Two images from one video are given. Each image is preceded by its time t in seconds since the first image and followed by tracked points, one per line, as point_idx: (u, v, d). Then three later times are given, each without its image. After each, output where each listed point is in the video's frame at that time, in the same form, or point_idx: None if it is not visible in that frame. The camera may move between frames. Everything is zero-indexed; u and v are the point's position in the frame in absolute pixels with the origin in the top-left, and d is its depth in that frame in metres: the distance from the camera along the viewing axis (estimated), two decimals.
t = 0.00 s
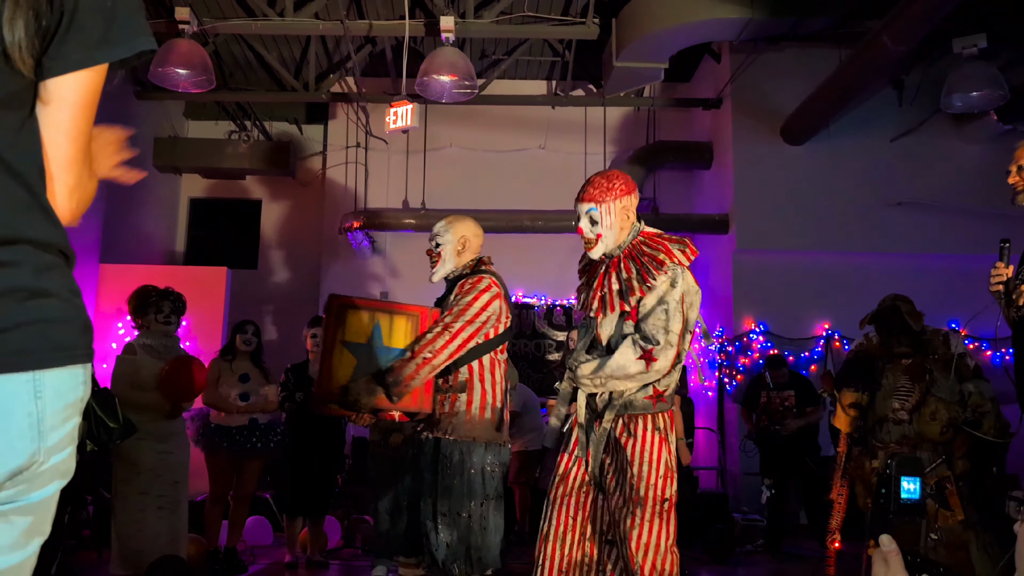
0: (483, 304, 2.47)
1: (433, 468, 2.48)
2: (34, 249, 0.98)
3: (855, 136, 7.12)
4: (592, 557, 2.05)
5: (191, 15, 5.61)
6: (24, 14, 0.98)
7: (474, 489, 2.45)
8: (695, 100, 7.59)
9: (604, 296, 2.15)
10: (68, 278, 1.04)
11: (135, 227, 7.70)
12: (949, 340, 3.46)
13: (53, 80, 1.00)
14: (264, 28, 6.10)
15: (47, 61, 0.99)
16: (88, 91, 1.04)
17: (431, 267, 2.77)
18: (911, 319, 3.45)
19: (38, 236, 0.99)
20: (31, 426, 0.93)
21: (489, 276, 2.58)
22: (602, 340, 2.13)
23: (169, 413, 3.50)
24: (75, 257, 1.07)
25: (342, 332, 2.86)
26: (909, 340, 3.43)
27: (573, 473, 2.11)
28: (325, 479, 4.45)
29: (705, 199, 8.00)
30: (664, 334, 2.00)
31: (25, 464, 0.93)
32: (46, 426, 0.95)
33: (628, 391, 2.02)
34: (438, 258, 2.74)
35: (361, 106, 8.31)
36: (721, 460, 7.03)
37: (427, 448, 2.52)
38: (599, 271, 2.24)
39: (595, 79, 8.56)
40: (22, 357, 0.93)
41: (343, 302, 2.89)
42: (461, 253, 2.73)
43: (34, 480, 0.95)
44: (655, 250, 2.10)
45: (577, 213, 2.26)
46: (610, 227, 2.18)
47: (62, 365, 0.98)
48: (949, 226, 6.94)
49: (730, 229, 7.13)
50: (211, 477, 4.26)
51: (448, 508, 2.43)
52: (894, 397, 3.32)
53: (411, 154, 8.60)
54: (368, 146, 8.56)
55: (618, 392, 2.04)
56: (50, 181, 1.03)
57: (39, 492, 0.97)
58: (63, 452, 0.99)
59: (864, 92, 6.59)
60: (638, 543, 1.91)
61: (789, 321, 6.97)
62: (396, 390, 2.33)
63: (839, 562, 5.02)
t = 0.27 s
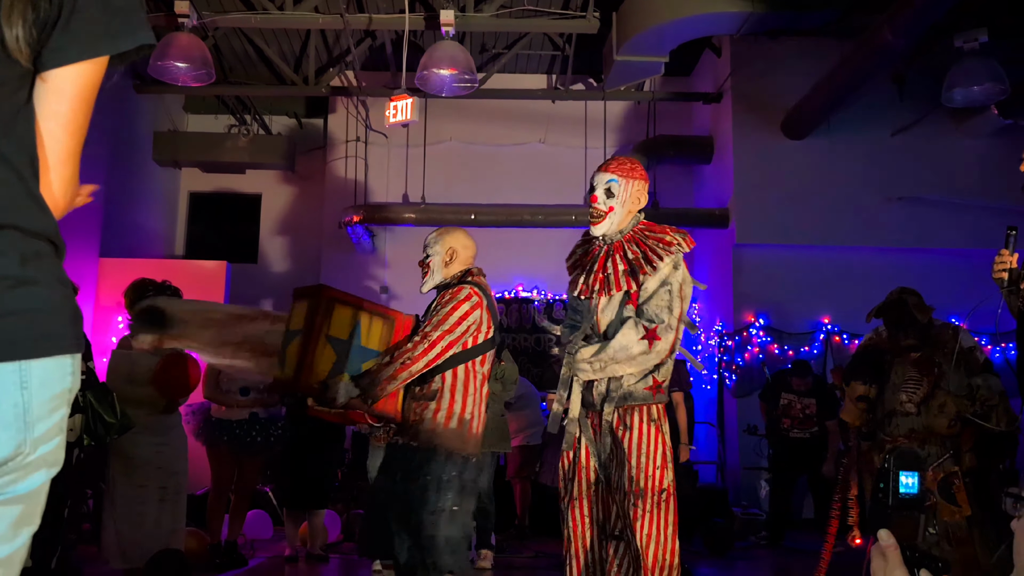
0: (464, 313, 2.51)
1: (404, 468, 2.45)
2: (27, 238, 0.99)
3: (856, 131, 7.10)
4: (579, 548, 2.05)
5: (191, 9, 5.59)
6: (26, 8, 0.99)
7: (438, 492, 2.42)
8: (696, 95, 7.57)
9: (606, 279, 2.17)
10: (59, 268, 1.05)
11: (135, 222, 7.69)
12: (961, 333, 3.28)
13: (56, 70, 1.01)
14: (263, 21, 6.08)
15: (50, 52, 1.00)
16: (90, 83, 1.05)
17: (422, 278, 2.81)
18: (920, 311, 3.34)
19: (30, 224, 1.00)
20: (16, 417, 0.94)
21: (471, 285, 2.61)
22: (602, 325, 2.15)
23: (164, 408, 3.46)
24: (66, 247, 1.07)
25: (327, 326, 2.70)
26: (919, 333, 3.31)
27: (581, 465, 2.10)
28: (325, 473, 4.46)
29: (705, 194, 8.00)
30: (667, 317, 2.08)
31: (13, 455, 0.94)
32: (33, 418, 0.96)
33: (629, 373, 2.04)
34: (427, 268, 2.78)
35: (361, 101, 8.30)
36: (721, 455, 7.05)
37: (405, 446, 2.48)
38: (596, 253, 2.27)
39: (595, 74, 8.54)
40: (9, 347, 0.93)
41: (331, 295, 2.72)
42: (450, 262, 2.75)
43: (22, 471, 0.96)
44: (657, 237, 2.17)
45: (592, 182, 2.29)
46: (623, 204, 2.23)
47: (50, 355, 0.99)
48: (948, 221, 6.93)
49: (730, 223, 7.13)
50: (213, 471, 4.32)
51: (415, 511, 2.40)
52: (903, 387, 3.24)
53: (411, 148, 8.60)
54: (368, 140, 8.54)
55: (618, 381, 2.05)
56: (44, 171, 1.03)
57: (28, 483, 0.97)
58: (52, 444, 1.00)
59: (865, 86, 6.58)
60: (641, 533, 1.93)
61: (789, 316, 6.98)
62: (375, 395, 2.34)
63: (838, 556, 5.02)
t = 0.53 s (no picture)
0: (455, 305, 2.49)
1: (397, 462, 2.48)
2: (22, 227, 0.98)
3: (857, 124, 7.09)
4: (570, 540, 2.06)
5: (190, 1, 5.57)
6: None
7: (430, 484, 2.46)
8: (697, 88, 7.55)
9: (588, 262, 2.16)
10: (54, 259, 1.04)
11: (135, 215, 7.68)
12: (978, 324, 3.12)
13: (56, 62, 1.01)
14: (263, 14, 6.06)
15: (49, 44, 1.00)
16: (89, 76, 1.05)
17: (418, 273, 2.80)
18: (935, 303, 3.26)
19: (25, 213, 0.99)
20: (10, 407, 0.94)
21: (463, 277, 2.58)
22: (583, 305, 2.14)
23: (165, 400, 3.49)
24: (61, 238, 1.07)
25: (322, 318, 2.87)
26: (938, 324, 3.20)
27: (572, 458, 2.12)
28: (325, 465, 4.46)
29: (705, 187, 8.00)
30: (629, 293, 2.00)
31: (6, 446, 0.94)
32: (26, 409, 0.96)
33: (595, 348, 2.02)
34: (421, 264, 2.77)
35: (361, 94, 8.29)
36: (721, 449, 7.06)
37: (399, 439, 2.49)
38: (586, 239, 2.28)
39: (596, 67, 8.52)
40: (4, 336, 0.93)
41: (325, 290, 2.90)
42: (445, 256, 2.74)
43: (16, 462, 0.95)
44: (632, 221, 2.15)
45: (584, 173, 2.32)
46: (613, 190, 2.25)
47: (43, 345, 0.98)
48: (949, 215, 6.92)
49: (730, 217, 7.12)
50: (214, 464, 4.30)
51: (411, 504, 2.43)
52: (916, 374, 3.12)
53: (411, 142, 8.59)
54: (368, 133, 8.53)
55: (595, 366, 2.07)
56: (40, 163, 1.03)
57: (21, 475, 0.97)
58: (44, 435, 1.00)
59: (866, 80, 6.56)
60: (633, 523, 1.94)
61: (789, 309, 6.98)
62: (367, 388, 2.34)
63: (837, 551, 5.02)
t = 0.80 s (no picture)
0: (456, 289, 2.50)
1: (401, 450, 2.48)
2: (20, 220, 0.98)
3: (857, 117, 7.08)
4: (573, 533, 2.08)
5: None
6: None
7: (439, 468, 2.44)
8: (697, 81, 7.54)
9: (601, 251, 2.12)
10: (54, 251, 1.04)
11: (135, 208, 7.68)
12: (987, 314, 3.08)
13: (58, 56, 1.00)
14: (262, 6, 6.04)
15: (51, 37, 1.00)
16: (92, 70, 1.04)
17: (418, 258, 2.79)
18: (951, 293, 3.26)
19: (25, 206, 0.99)
20: (13, 399, 0.94)
21: (465, 260, 2.60)
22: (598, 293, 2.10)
23: (167, 394, 3.48)
24: (61, 231, 1.06)
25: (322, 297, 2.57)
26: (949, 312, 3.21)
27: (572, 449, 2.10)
28: (325, 457, 4.48)
29: (705, 180, 7.99)
30: (662, 279, 2.01)
31: (8, 438, 0.94)
32: (29, 401, 0.96)
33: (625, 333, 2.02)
34: (421, 249, 2.77)
35: (361, 87, 8.28)
36: (720, 442, 7.08)
37: (403, 427, 2.50)
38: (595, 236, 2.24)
39: (596, 59, 8.51)
40: (6, 329, 0.93)
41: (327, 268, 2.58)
42: (445, 240, 2.73)
43: (16, 455, 0.95)
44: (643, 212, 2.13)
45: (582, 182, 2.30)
46: (614, 192, 2.23)
47: (46, 338, 0.98)
48: (950, 208, 6.91)
49: (730, 210, 7.11)
50: (213, 454, 4.32)
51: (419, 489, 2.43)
52: (922, 361, 3.12)
53: (411, 135, 8.58)
54: (368, 126, 8.52)
55: (614, 355, 2.03)
56: (41, 156, 1.02)
57: (22, 467, 0.97)
58: (46, 427, 1.00)
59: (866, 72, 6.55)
60: (630, 518, 1.94)
61: (789, 303, 6.98)
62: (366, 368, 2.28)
63: (836, 544, 5.03)
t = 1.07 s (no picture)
0: (462, 274, 2.50)
1: (410, 437, 2.52)
2: (28, 212, 0.99)
3: (858, 110, 7.07)
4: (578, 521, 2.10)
5: None
6: None
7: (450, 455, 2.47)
8: (697, 74, 7.52)
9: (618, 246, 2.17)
10: (60, 243, 1.05)
11: (135, 200, 7.66)
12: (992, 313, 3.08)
13: (64, 49, 1.01)
14: None
15: (58, 31, 1.01)
16: (98, 63, 1.05)
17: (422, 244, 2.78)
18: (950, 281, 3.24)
19: (33, 197, 1.00)
20: (19, 392, 0.94)
21: (470, 246, 2.59)
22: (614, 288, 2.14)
23: (175, 384, 3.66)
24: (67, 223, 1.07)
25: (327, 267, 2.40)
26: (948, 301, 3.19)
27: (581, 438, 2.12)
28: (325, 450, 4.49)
29: (705, 173, 7.99)
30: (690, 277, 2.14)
31: (12, 431, 0.94)
32: (34, 393, 0.96)
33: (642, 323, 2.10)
34: (426, 235, 2.76)
35: (361, 79, 8.27)
36: (720, 435, 7.09)
37: (414, 414, 2.53)
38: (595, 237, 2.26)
39: (596, 52, 8.49)
40: (12, 320, 0.93)
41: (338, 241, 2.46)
42: (450, 226, 2.73)
43: (21, 447, 0.96)
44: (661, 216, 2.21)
45: (592, 183, 2.28)
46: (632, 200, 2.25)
47: (51, 330, 0.99)
48: (951, 201, 6.91)
49: (730, 203, 7.10)
50: (213, 446, 4.31)
51: (431, 475, 2.46)
52: (921, 350, 3.11)
53: (411, 128, 8.58)
54: (368, 119, 8.52)
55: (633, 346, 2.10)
56: (47, 149, 1.03)
57: (27, 460, 0.97)
58: (52, 420, 1.00)
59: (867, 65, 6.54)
60: (639, 505, 1.97)
61: (790, 296, 6.98)
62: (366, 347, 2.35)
63: (835, 537, 5.04)
